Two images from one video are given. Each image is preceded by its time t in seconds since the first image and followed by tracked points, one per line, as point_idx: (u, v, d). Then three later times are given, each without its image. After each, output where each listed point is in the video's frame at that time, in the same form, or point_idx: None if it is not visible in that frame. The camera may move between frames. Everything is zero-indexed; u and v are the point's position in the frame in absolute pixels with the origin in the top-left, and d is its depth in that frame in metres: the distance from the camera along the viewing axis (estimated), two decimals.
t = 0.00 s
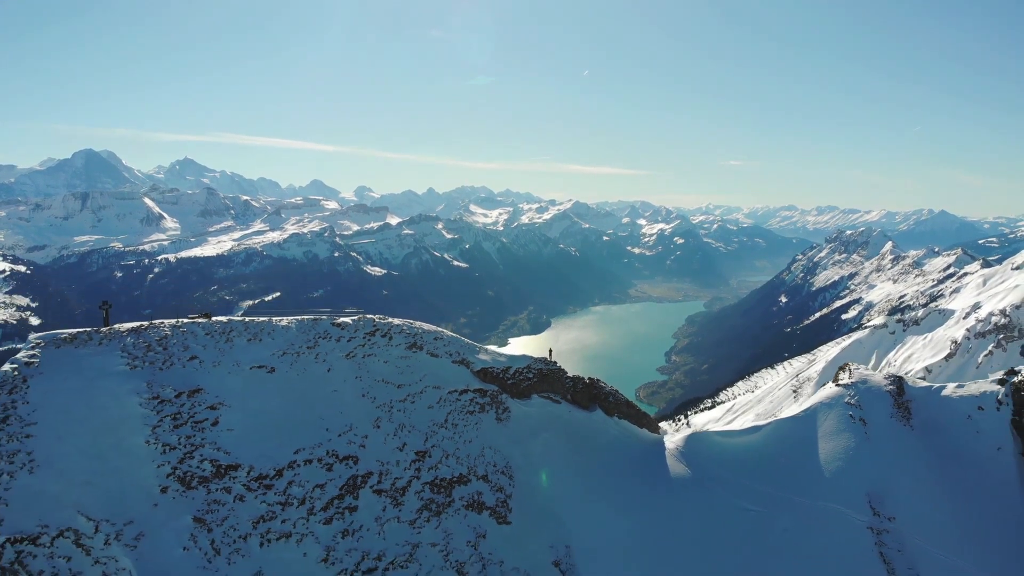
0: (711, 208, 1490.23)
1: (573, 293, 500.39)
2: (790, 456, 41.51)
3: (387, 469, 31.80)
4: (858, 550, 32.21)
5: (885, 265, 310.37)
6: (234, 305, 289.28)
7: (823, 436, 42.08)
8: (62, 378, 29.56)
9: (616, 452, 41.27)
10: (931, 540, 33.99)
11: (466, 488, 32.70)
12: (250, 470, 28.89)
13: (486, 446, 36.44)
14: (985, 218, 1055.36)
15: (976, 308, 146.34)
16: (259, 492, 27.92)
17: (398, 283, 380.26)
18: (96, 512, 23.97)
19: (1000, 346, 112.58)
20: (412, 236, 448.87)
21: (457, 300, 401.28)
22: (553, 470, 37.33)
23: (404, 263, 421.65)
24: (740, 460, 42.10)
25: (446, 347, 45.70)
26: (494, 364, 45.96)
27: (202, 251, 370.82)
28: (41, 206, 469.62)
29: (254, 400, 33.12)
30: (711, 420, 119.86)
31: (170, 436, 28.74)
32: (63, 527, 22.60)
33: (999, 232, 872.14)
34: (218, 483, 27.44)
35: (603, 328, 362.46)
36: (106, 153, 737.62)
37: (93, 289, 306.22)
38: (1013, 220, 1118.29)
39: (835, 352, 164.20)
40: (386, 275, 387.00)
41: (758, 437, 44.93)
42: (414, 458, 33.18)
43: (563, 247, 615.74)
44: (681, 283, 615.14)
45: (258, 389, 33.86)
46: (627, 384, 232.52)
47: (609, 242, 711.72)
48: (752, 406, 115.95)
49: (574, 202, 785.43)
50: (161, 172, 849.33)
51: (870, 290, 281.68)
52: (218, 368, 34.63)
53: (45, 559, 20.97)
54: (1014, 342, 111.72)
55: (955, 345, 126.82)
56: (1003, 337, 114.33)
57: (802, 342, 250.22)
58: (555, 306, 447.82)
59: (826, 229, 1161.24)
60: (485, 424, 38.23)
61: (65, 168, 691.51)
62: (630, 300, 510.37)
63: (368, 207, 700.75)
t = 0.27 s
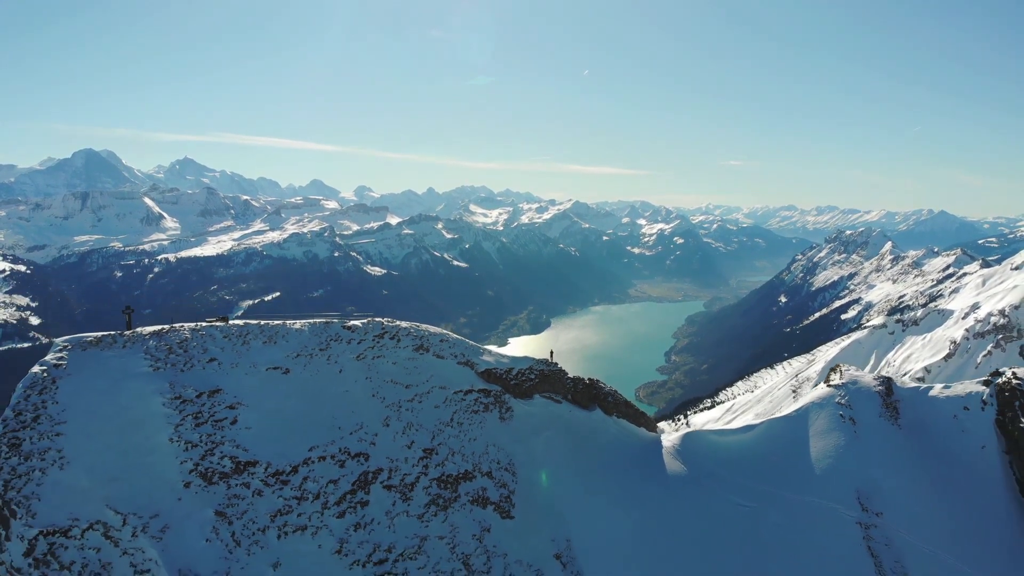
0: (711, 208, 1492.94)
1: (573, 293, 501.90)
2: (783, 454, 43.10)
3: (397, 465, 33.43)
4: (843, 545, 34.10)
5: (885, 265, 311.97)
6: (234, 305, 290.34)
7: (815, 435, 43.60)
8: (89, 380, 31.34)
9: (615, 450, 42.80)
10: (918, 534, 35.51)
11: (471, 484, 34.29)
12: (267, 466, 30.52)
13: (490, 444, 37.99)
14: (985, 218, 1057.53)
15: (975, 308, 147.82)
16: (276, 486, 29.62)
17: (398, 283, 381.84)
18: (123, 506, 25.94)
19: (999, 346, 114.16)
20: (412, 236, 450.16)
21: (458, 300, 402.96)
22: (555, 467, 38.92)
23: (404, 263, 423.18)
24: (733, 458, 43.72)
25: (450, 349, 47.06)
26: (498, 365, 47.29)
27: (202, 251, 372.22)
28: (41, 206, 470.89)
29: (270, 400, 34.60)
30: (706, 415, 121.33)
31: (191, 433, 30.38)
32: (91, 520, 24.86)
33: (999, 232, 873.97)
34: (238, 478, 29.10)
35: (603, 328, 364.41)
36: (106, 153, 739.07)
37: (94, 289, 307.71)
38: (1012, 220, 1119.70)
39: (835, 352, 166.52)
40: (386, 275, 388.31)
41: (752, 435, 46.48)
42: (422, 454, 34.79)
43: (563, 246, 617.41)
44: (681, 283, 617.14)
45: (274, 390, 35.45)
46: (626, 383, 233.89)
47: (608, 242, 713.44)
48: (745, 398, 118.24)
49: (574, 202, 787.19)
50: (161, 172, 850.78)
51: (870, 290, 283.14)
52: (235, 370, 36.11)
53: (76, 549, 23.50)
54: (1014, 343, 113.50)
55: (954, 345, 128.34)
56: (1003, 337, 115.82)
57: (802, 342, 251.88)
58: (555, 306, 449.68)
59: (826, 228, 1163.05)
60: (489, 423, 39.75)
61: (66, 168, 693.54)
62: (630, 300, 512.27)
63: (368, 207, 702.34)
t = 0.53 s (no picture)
0: (710, 208, 1494.59)
1: (573, 293, 503.16)
2: (775, 452, 44.70)
3: (405, 461, 35.06)
4: (830, 541, 35.91)
5: (884, 265, 313.30)
6: (234, 305, 291.09)
7: (807, 434, 45.19)
8: (112, 382, 32.77)
9: (613, 448, 44.32)
10: (902, 528, 37.26)
11: (476, 480, 35.97)
12: (283, 463, 32.15)
13: (494, 442, 39.57)
14: (984, 218, 1059.13)
15: (974, 308, 149.15)
16: (291, 481, 31.34)
17: (398, 283, 383.41)
18: (148, 500, 27.64)
19: (998, 346, 115.64)
20: (412, 236, 451.14)
21: (458, 299, 404.63)
22: (555, 464, 40.56)
23: (404, 263, 424.75)
24: (728, 456, 45.26)
25: (456, 350, 48.32)
26: (501, 366, 48.64)
27: (202, 250, 373.75)
28: (41, 205, 472.18)
29: (284, 400, 36.07)
30: (707, 416, 120.46)
31: (210, 431, 31.89)
32: (117, 514, 26.65)
33: (998, 232, 874.92)
34: (255, 474, 30.80)
35: (603, 328, 366.43)
36: (106, 152, 740.32)
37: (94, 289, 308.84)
38: (1012, 220, 1120.44)
39: (834, 351, 169.26)
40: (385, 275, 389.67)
41: (747, 434, 47.94)
42: (428, 451, 36.41)
43: (563, 246, 619.05)
44: (681, 283, 618.92)
45: (288, 390, 36.86)
46: (626, 383, 235.31)
47: (608, 241, 715.08)
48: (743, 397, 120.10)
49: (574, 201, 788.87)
50: (160, 171, 852.20)
51: (870, 290, 284.42)
52: (251, 371, 37.45)
53: (104, 542, 25.45)
54: (1012, 342, 113.85)
55: (953, 345, 129.76)
56: (1001, 337, 117.27)
57: (802, 342, 253.53)
58: (555, 305, 451.42)
59: (826, 228, 1164.60)
60: (493, 422, 41.25)
61: (66, 167, 694.47)
62: (630, 299, 514.13)
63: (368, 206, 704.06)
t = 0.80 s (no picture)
0: (710, 208, 1497.29)
1: (573, 293, 504.25)
2: (770, 451, 46.19)
3: (413, 458, 36.73)
4: (820, 537, 37.65)
5: (884, 265, 314.72)
6: (235, 305, 291.34)
7: (799, 432, 46.82)
8: (136, 383, 34.36)
9: (611, 444, 46.04)
10: (889, 522, 39.01)
11: (480, 476, 37.66)
12: (298, 459, 33.85)
13: (497, 440, 41.11)
14: (984, 218, 1061.01)
15: (973, 308, 150.66)
16: (306, 477, 33.07)
17: (398, 282, 385.14)
18: (171, 494, 29.25)
19: (997, 347, 117.41)
20: (412, 236, 452.29)
21: (458, 299, 406.71)
22: (556, 461, 42.20)
23: (404, 262, 426.44)
24: (722, 454, 46.91)
25: (459, 353, 49.70)
26: (503, 366, 50.12)
27: (202, 250, 375.43)
28: (41, 205, 473.62)
29: (298, 400, 37.66)
30: (706, 417, 115.84)
31: (229, 429, 33.47)
32: (143, 508, 28.32)
33: (998, 232, 876.69)
34: (272, 470, 32.47)
35: (602, 327, 368.27)
36: (106, 152, 741.63)
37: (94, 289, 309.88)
38: (1012, 221, 1122.32)
39: (834, 351, 172.15)
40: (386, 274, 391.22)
41: (741, 431, 49.63)
42: (436, 448, 38.12)
43: (563, 246, 620.77)
44: (680, 283, 620.98)
45: (302, 391, 38.44)
46: (626, 383, 236.51)
47: (608, 241, 717.01)
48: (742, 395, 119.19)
49: (574, 201, 790.97)
50: (160, 171, 853.86)
51: (869, 290, 285.98)
52: (266, 373, 39.00)
53: (130, 534, 27.19)
54: (1011, 342, 116.98)
55: (952, 345, 131.49)
56: (1000, 337, 119.10)
57: (801, 341, 255.57)
58: (555, 305, 453.28)
59: (826, 228, 1166.10)
60: (496, 421, 42.76)
61: (65, 167, 695.11)
62: (630, 299, 515.77)
63: (368, 206, 705.58)
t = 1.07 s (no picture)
0: (710, 208, 1498.90)
1: (573, 293, 505.29)
2: (764, 449, 47.81)
3: (420, 456, 38.24)
4: (809, 532, 39.35)
5: (884, 265, 315.82)
6: (234, 305, 291.30)
7: (792, 430, 48.45)
8: (156, 382, 35.91)
9: (609, 442, 47.69)
10: (876, 518, 40.62)
11: (484, 472, 39.30)
12: (311, 456, 35.37)
13: (501, 439, 42.64)
14: (984, 218, 1061.96)
15: (972, 308, 151.99)
16: (319, 473, 34.62)
17: (398, 282, 386.62)
18: (192, 490, 30.88)
19: (996, 346, 118.69)
20: (412, 235, 453.65)
21: (457, 299, 408.03)
22: (556, 458, 43.80)
23: (404, 262, 427.83)
24: (717, 452, 48.58)
25: (464, 354, 50.96)
26: (507, 367, 51.41)
27: (202, 250, 376.87)
28: (41, 205, 474.99)
29: (310, 400, 39.12)
30: (704, 416, 103.02)
31: (246, 427, 35.04)
32: (165, 503, 29.95)
33: (998, 232, 877.80)
34: (286, 467, 33.99)
35: (602, 327, 369.87)
36: (106, 152, 743.23)
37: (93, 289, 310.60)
38: (1012, 221, 1123.88)
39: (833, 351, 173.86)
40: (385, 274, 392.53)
41: (737, 430, 51.20)
42: (442, 445, 39.69)
43: (563, 245, 622.16)
44: (680, 282, 622.61)
45: (314, 391, 39.92)
46: (626, 382, 237.58)
47: (608, 241, 718.55)
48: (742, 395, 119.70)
49: (574, 201, 792.46)
50: (160, 171, 855.23)
51: (869, 290, 287.18)
52: (278, 374, 40.39)
53: (153, 527, 28.98)
54: (1010, 342, 117.61)
55: (951, 345, 133.00)
56: (1000, 337, 120.54)
57: (801, 341, 257.22)
58: (555, 305, 454.89)
59: (826, 228, 1167.53)
60: (499, 420, 44.24)
61: (66, 167, 696.27)
62: (630, 299, 517.34)
63: (368, 206, 707.06)
